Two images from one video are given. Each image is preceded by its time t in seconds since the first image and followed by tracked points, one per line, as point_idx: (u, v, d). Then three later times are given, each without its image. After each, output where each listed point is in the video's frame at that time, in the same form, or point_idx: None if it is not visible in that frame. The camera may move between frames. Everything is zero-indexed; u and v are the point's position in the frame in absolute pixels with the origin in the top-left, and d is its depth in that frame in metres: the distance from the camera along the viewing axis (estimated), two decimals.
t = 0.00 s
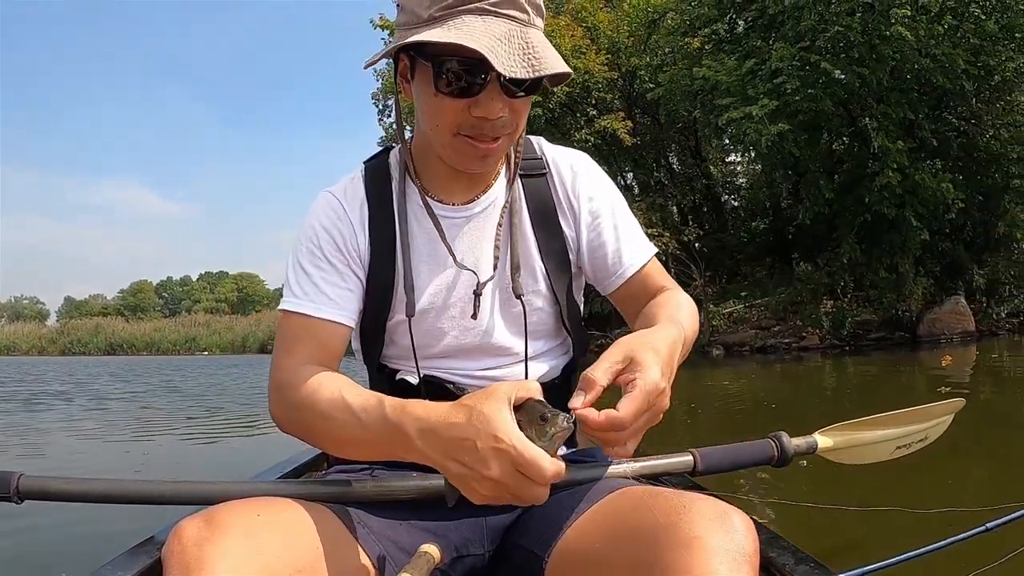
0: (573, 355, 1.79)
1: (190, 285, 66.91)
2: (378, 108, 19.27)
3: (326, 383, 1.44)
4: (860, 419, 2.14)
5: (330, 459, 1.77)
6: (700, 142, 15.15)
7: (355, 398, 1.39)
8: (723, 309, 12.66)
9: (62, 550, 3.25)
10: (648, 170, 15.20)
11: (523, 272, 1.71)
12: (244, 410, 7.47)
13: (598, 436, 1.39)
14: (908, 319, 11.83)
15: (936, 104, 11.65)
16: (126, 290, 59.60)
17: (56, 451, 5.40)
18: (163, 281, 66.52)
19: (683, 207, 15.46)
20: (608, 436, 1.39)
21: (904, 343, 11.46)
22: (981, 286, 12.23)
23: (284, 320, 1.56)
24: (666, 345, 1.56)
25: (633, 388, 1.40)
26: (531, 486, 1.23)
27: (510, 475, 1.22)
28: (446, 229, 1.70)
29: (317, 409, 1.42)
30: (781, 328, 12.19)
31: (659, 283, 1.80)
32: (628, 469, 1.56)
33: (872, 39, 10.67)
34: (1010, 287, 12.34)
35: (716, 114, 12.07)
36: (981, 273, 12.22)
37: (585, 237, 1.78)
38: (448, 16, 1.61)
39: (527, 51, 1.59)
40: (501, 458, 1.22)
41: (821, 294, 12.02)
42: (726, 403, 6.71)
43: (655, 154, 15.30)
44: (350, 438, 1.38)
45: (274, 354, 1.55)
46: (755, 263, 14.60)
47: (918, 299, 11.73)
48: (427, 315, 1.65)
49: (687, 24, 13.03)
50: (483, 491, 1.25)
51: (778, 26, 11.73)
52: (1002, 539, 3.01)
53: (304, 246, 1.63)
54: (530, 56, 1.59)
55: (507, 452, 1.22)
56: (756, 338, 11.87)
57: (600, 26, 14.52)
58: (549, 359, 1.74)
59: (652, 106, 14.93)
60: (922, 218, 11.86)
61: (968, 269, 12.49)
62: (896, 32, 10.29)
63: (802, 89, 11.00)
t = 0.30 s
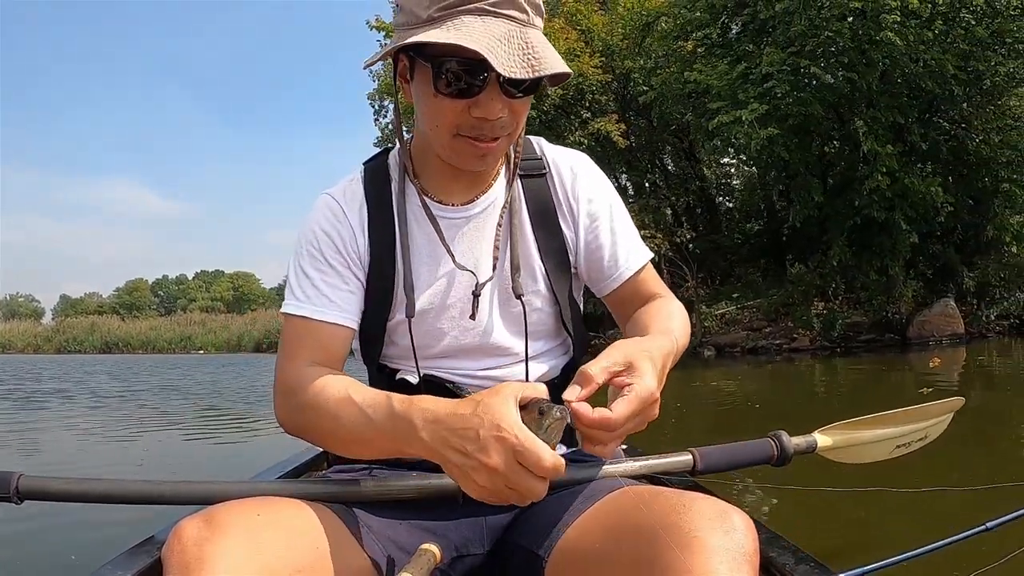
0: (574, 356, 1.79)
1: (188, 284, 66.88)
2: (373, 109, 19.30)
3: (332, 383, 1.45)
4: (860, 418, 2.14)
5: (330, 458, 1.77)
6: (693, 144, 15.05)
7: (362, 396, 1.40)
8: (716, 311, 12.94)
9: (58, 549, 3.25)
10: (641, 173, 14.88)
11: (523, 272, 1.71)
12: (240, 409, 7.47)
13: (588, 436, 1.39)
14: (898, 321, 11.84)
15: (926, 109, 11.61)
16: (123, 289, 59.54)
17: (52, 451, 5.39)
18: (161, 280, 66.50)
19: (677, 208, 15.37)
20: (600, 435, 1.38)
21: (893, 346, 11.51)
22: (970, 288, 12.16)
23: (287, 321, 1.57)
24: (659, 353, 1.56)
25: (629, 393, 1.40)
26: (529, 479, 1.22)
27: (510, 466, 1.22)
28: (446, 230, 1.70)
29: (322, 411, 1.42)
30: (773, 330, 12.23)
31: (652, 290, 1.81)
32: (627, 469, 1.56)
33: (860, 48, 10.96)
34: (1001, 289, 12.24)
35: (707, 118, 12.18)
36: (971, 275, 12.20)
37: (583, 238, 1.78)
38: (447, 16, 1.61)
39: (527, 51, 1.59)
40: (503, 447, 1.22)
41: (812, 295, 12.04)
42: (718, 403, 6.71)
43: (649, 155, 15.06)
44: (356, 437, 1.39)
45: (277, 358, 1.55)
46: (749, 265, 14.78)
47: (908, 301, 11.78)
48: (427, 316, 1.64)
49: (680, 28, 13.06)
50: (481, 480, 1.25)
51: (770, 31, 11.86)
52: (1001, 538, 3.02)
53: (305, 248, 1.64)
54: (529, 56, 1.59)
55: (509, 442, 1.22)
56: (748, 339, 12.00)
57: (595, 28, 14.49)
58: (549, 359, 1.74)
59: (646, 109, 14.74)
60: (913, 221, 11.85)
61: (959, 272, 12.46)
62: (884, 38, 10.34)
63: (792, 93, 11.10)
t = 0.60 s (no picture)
0: (573, 356, 1.79)
1: (186, 283, 66.81)
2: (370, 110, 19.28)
3: (332, 381, 1.45)
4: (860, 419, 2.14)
5: (330, 458, 1.76)
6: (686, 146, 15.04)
7: (363, 392, 1.41)
8: (709, 311, 12.50)
9: (54, 550, 3.24)
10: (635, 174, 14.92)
11: (522, 271, 1.71)
12: (237, 410, 7.46)
13: (581, 431, 1.38)
14: (889, 322, 11.87)
15: (916, 112, 11.73)
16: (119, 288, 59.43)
17: (47, 451, 5.37)
18: (158, 279, 66.44)
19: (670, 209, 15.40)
20: (593, 430, 1.38)
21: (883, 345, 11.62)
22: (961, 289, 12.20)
23: (285, 321, 1.57)
24: (656, 353, 1.57)
25: (623, 388, 1.40)
26: (525, 471, 1.22)
27: (507, 453, 1.22)
28: (446, 231, 1.70)
29: (321, 409, 1.42)
30: (764, 329, 12.12)
31: (651, 291, 1.81)
32: (626, 469, 1.56)
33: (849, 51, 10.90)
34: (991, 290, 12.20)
35: (698, 120, 12.20)
36: (962, 276, 12.25)
37: (583, 239, 1.78)
38: (445, 18, 1.61)
39: (526, 51, 1.60)
40: (502, 434, 1.23)
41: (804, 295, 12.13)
42: (711, 403, 6.69)
43: (644, 156, 15.14)
44: (355, 436, 1.39)
45: (274, 356, 1.56)
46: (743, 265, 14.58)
47: (899, 301, 11.79)
48: (426, 316, 1.65)
49: (672, 31, 12.99)
50: (478, 469, 1.24)
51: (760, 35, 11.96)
52: (1000, 539, 3.02)
53: (305, 247, 1.64)
54: (528, 57, 1.59)
55: (507, 430, 1.23)
56: (740, 339, 11.92)
57: (588, 31, 14.44)
58: (549, 360, 1.74)
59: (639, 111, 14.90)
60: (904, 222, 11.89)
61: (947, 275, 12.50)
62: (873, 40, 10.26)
63: (782, 96, 11.05)
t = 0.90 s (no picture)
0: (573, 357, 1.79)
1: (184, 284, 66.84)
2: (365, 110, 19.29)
3: (330, 377, 1.46)
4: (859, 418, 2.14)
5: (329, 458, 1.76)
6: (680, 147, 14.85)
7: (362, 386, 1.42)
8: (701, 310, 12.47)
9: (50, 549, 3.24)
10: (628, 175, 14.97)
11: (522, 270, 1.71)
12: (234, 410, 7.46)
13: (581, 422, 1.39)
14: (878, 321, 11.89)
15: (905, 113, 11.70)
16: (116, 288, 59.40)
17: (42, 451, 5.36)
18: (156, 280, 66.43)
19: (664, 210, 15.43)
20: (593, 421, 1.38)
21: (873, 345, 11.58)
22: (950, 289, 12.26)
23: (284, 319, 1.57)
24: (653, 347, 1.57)
25: (619, 377, 1.40)
26: (519, 458, 1.21)
27: (505, 438, 1.22)
28: (448, 230, 1.70)
29: (320, 404, 1.42)
30: (756, 329, 12.15)
31: (651, 288, 1.81)
32: (625, 469, 1.55)
33: (839, 53, 10.82)
34: (980, 289, 12.52)
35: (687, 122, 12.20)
36: (953, 276, 12.35)
37: (583, 239, 1.78)
38: (446, 19, 1.61)
39: (527, 52, 1.59)
40: (498, 420, 1.24)
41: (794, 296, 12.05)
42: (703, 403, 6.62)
43: (637, 157, 15.17)
44: (353, 429, 1.39)
45: (272, 353, 1.56)
46: (737, 264, 14.62)
47: (889, 300, 11.74)
48: (428, 315, 1.65)
49: (662, 34, 12.99)
50: (475, 455, 1.24)
51: (750, 37, 11.90)
52: (998, 539, 3.02)
53: (304, 245, 1.64)
54: (529, 57, 1.59)
55: (503, 416, 1.24)
56: (731, 339, 11.88)
57: (581, 33, 14.49)
58: (549, 359, 1.74)
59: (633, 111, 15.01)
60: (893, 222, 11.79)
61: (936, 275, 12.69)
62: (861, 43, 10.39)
63: (772, 99, 11.13)
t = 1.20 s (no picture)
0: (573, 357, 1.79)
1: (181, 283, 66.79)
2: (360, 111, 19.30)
3: (331, 380, 1.46)
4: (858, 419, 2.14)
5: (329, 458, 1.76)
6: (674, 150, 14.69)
7: (361, 390, 1.42)
8: (693, 310, 12.50)
9: (48, 550, 3.23)
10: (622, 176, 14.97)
11: (523, 270, 1.71)
12: (231, 409, 7.46)
13: (581, 423, 1.39)
14: (868, 321, 11.86)
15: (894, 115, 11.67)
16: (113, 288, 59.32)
17: (39, 451, 5.35)
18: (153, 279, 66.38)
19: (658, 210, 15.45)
20: (593, 421, 1.39)
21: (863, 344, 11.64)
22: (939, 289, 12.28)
23: (285, 321, 1.57)
24: (649, 348, 1.57)
25: (616, 377, 1.41)
26: (520, 460, 1.21)
27: (503, 440, 1.22)
28: (449, 230, 1.70)
29: (321, 406, 1.42)
30: (748, 329, 12.15)
31: (646, 290, 1.82)
32: (625, 470, 1.56)
33: (828, 56, 10.96)
34: (970, 289, 12.57)
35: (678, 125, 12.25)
36: (943, 277, 12.37)
37: (583, 240, 1.78)
38: (445, 19, 1.61)
39: (525, 52, 1.59)
40: (496, 423, 1.23)
41: (786, 296, 12.10)
42: (695, 403, 6.60)
43: (631, 159, 15.17)
44: (354, 433, 1.39)
45: (273, 356, 1.56)
46: (731, 264, 14.58)
47: (879, 301, 11.72)
48: (428, 316, 1.65)
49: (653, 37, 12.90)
50: (473, 458, 1.24)
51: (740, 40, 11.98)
52: (997, 539, 3.03)
53: (304, 249, 1.64)
54: (527, 58, 1.59)
55: (500, 418, 1.24)
56: (723, 339, 11.78)
57: (573, 35, 14.53)
58: (549, 359, 1.74)
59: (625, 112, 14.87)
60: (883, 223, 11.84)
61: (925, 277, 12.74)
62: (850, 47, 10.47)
63: (761, 101, 11.11)
